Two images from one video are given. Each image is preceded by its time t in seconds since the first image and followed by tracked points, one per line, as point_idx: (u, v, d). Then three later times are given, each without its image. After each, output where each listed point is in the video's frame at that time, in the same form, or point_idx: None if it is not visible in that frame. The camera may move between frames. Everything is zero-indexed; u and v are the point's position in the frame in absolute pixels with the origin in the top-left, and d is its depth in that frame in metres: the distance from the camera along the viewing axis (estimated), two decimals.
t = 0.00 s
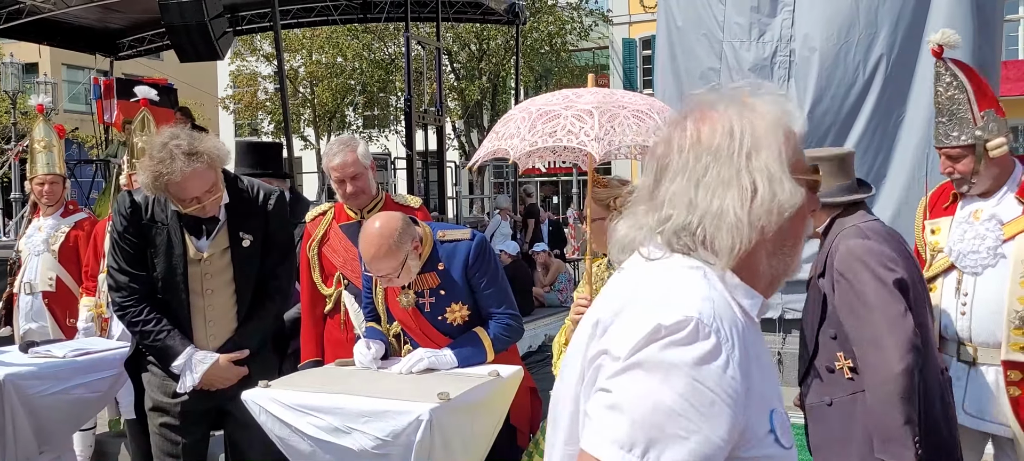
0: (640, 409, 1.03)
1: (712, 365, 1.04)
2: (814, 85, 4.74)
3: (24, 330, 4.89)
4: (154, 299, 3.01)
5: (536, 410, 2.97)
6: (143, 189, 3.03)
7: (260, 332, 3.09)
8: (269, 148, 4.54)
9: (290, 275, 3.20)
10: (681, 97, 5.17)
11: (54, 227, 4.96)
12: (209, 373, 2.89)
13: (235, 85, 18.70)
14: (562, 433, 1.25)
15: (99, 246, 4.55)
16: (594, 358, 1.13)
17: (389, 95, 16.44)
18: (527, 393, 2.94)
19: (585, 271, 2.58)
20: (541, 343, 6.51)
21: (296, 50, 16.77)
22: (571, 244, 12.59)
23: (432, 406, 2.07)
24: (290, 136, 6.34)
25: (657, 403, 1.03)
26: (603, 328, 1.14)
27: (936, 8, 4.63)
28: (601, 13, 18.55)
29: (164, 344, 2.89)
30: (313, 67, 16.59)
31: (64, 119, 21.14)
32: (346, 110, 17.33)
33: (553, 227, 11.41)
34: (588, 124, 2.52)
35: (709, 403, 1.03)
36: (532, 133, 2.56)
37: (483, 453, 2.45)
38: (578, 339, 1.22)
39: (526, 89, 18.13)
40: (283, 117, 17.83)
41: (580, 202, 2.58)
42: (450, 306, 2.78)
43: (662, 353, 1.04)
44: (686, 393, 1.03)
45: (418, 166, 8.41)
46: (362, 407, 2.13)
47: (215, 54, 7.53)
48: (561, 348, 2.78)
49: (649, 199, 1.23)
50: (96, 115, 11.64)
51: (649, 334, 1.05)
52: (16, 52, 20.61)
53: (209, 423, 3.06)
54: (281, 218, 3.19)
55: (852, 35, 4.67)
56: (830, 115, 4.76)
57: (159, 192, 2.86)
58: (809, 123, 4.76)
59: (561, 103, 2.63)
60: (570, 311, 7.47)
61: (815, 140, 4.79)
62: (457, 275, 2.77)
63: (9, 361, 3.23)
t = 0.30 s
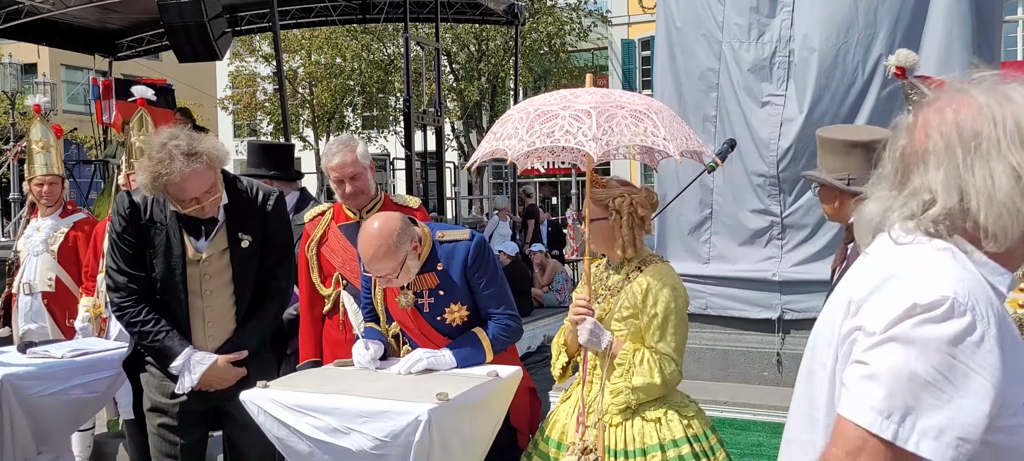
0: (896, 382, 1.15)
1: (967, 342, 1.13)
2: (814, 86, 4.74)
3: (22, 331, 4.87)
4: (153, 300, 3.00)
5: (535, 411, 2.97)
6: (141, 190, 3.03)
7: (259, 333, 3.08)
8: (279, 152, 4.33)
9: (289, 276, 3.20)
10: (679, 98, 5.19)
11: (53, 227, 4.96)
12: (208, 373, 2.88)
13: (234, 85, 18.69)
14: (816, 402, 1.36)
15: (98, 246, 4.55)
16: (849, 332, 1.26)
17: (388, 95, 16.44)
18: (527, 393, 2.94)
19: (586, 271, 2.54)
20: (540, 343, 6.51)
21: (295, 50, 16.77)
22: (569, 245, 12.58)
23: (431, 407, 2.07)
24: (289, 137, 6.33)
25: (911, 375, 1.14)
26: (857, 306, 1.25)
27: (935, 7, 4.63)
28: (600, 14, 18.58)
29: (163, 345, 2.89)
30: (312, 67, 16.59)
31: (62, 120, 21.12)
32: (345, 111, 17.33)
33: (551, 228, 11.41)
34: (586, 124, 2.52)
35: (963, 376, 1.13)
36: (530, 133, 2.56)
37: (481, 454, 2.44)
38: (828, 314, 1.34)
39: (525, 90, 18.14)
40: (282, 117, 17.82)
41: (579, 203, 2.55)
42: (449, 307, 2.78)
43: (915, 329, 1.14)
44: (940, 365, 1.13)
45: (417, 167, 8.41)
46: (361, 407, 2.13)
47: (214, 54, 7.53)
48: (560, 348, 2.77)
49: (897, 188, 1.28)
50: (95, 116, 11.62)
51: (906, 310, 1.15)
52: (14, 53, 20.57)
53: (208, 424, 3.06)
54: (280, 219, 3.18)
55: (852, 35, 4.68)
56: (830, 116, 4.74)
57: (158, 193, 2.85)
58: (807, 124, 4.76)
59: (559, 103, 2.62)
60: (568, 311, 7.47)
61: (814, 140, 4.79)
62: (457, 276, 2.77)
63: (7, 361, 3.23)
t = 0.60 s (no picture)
0: None
1: None
2: (811, 86, 4.74)
3: (20, 331, 4.91)
4: (150, 301, 3.00)
5: (533, 410, 2.98)
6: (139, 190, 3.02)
7: (256, 334, 3.07)
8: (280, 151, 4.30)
9: (286, 276, 3.19)
10: (677, 99, 5.19)
11: (50, 228, 4.95)
12: (205, 374, 2.88)
13: (232, 85, 18.68)
14: None
15: (95, 247, 4.54)
16: None
17: (386, 96, 16.45)
18: (525, 394, 2.94)
19: (583, 271, 2.55)
20: (537, 343, 6.52)
21: (293, 50, 16.78)
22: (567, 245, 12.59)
23: (428, 407, 2.07)
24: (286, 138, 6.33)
25: None
26: None
27: (934, 7, 4.63)
28: (598, 15, 18.61)
29: (160, 345, 2.88)
30: (310, 68, 16.61)
31: (59, 120, 21.11)
32: (343, 111, 17.35)
33: (550, 228, 11.42)
34: (584, 124, 2.51)
35: None
36: (528, 133, 2.56)
37: (478, 455, 2.44)
38: None
39: (523, 90, 18.16)
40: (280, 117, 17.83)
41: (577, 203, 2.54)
42: (446, 307, 2.78)
43: None
44: None
45: (415, 167, 8.41)
46: (358, 408, 2.13)
47: (211, 54, 7.52)
48: (556, 348, 2.77)
49: None
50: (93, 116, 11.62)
51: None
52: (12, 52, 20.55)
53: (206, 425, 3.06)
54: (277, 220, 3.18)
55: (850, 35, 4.68)
56: (827, 116, 4.75)
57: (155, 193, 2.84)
58: (806, 124, 4.76)
59: (556, 102, 2.62)
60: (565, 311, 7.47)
61: (812, 140, 4.78)
62: (453, 276, 2.76)
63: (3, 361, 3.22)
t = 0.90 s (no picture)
0: None
1: None
2: (811, 84, 4.73)
3: (23, 331, 4.93)
4: (149, 301, 3.00)
5: (531, 409, 2.97)
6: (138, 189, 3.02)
7: (255, 334, 3.07)
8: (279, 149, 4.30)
9: (285, 276, 3.19)
10: (676, 98, 5.19)
11: (52, 227, 4.94)
12: (204, 374, 2.87)
13: (231, 85, 18.67)
14: None
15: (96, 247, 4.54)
16: None
17: (386, 95, 16.44)
18: (523, 393, 2.94)
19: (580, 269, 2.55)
20: (537, 343, 6.52)
21: (292, 50, 16.78)
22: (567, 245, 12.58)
23: (427, 406, 2.07)
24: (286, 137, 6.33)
25: None
26: None
27: (934, 6, 4.63)
28: (598, 14, 18.60)
29: (159, 345, 2.88)
30: (310, 67, 16.63)
31: (59, 120, 21.11)
32: (342, 110, 17.34)
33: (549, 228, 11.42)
34: (583, 122, 2.51)
35: None
36: (527, 130, 2.56)
37: (477, 454, 2.44)
38: None
39: (523, 90, 18.15)
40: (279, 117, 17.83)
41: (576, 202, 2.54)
42: (445, 306, 2.78)
43: None
44: None
45: (415, 166, 8.41)
46: (357, 407, 2.13)
47: (210, 54, 7.52)
48: (555, 347, 2.77)
49: None
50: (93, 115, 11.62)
51: None
52: (12, 52, 20.55)
53: (205, 424, 3.06)
54: (276, 220, 3.17)
55: (850, 34, 4.67)
56: (827, 114, 4.74)
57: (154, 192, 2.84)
58: (805, 122, 4.75)
59: (555, 100, 2.62)
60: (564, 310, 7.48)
61: (811, 139, 4.78)
62: (452, 275, 2.77)
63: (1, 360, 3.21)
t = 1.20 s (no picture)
0: None
1: None
2: (812, 83, 4.73)
3: (30, 330, 4.94)
4: (150, 300, 3.00)
5: (532, 407, 2.98)
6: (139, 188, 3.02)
7: (256, 332, 3.07)
8: (276, 149, 4.30)
9: (285, 275, 3.19)
10: (677, 97, 5.18)
11: (52, 226, 4.95)
12: (205, 373, 2.88)
13: (232, 83, 18.66)
14: None
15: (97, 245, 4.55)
16: None
17: (387, 94, 16.43)
18: (524, 391, 2.94)
19: (580, 268, 2.55)
20: (538, 341, 6.52)
21: (294, 49, 16.78)
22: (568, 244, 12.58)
23: (427, 405, 2.07)
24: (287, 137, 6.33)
25: None
26: None
27: (935, 4, 4.62)
28: (599, 13, 18.58)
29: (160, 344, 2.88)
30: (311, 66, 16.64)
31: (61, 119, 21.12)
32: (344, 109, 17.35)
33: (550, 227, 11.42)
34: (583, 120, 2.52)
35: None
36: (527, 129, 2.56)
37: (477, 453, 2.44)
38: None
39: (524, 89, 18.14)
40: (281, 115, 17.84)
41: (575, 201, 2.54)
42: (445, 305, 2.78)
43: None
44: None
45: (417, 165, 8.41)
46: (356, 406, 2.13)
47: (212, 52, 7.52)
48: (555, 346, 2.77)
49: None
50: (94, 114, 11.62)
51: None
52: (14, 50, 20.56)
53: (206, 424, 3.06)
54: (277, 219, 3.18)
55: (850, 32, 4.66)
56: (828, 113, 4.73)
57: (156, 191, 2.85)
58: (806, 121, 4.75)
59: (555, 99, 2.62)
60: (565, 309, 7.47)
61: (811, 138, 4.77)
62: (452, 274, 2.77)
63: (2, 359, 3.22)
